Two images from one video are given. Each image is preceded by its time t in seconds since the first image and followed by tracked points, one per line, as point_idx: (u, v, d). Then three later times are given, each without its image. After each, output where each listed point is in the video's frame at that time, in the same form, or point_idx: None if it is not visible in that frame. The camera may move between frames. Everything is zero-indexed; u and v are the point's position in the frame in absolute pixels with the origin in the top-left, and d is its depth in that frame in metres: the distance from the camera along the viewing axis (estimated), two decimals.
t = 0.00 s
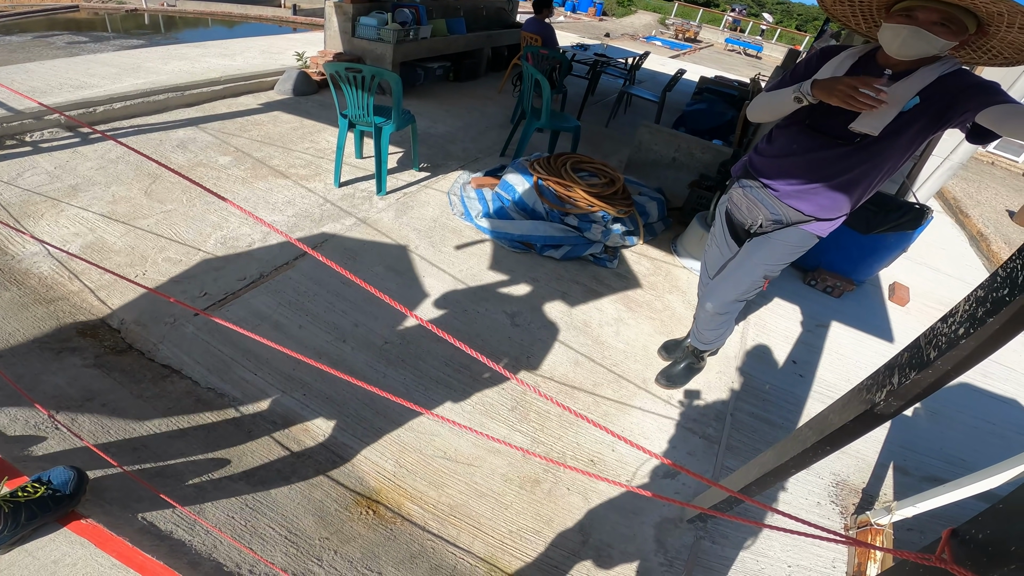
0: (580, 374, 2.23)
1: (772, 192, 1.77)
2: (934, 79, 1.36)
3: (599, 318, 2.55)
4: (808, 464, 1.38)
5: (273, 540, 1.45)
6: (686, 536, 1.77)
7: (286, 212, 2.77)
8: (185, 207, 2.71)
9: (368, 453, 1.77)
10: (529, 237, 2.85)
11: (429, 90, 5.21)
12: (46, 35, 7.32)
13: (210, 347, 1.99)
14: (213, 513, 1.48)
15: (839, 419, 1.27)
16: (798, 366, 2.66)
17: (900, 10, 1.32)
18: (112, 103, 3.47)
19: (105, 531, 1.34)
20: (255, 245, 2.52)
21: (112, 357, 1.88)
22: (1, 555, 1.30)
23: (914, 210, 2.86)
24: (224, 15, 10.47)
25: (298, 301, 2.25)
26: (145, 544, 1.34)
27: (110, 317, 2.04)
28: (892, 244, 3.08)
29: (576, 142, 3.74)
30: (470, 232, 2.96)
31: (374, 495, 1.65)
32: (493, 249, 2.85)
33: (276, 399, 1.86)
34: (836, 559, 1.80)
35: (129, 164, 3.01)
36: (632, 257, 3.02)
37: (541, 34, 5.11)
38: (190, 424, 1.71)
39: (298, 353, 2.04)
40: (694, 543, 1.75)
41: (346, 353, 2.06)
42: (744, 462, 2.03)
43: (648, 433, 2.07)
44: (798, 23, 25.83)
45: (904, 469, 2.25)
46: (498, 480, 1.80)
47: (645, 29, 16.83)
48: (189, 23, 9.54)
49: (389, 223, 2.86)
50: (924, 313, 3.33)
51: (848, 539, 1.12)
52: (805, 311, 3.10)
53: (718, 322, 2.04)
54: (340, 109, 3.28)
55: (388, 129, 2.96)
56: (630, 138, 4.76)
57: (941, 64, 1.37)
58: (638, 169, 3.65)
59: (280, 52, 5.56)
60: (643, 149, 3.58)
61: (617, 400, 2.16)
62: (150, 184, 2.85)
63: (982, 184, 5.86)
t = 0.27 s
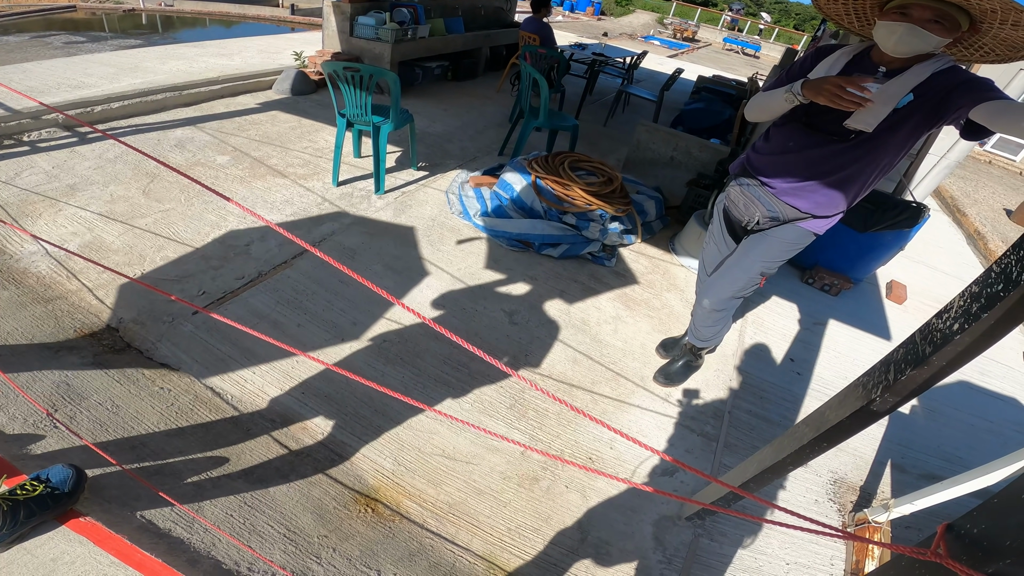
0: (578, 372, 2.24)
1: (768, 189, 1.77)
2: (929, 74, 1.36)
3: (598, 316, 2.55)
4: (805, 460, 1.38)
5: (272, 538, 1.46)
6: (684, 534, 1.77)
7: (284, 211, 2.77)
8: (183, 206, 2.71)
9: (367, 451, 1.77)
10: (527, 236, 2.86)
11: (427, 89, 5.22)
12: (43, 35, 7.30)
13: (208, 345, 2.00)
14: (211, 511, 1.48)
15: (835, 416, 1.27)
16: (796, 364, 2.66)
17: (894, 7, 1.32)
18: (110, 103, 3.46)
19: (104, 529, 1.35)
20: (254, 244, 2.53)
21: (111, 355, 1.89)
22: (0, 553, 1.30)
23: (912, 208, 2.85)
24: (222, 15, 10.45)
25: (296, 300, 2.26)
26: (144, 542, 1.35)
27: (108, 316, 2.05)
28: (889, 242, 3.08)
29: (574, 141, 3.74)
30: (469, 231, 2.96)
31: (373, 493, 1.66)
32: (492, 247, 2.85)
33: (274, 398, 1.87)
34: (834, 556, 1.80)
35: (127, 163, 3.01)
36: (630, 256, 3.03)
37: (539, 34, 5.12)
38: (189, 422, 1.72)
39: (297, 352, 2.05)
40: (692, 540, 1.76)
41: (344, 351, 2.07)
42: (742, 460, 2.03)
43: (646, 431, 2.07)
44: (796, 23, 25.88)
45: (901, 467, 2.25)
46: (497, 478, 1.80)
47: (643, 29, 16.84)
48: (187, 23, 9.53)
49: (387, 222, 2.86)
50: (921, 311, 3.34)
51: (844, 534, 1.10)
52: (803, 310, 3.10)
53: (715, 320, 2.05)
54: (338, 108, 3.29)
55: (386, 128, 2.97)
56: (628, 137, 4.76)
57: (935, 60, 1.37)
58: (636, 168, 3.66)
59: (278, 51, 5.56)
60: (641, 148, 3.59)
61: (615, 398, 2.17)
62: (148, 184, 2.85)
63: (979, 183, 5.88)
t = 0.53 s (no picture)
0: (577, 371, 2.24)
1: (767, 189, 1.77)
2: (927, 73, 1.36)
3: (596, 316, 2.56)
4: (803, 458, 1.38)
5: (272, 536, 1.46)
6: (683, 532, 1.78)
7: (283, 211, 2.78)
8: (182, 206, 2.71)
9: (366, 450, 1.78)
10: (526, 235, 2.87)
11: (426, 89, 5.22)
12: (41, 35, 7.29)
13: (208, 345, 2.01)
14: (211, 510, 1.49)
15: (833, 413, 1.28)
16: (794, 362, 2.67)
17: (889, 8, 1.34)
18: (108, 103, 3.47)
19: (104, 527, 1.35)
20: (253, 244, 2.53)
21: (110, 355, 1.89)
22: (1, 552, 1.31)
23: (909, 208, 2.84)
24: (220, 15, 10.45)
25: (296, 299, 2.26)
26: (144, 540, 1.35)
27: (108, 315, 2.05)
28: (887, 241, 3.09)
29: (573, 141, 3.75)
30: (467, 230, 2.96)
31: (372, 492, 1.66)
32: (491, 247, 2.86)
33: (273, 397, 1.88)
34: (832, 555, 1.81)
35: (126, 163, 3.02)
36: (628, 255, 3.03)
37: (538, 33, 5.12)
38: (189, 422, 1.73)
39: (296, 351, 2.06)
40: (690, 538, 1.76)
41: (343, 350, 2.07)
42: (740, 458, 2.04)
43: (645, 429, 2.08)
44: (794, 22, 25.92)
45: (899, 465, 2.26)
46: (496, 477, 1.81)
47: (642, 29, 16.86)
48: (185, 23, 9.52)
49: (386, 222, 2.86)
50: (919, 310, 3.35)
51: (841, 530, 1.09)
52: (801, 309, 3.11)
53: (714, 319, 2.06)
54: (337, 108, 3.29)
55: (385, 128, 2.97)
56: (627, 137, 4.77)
57: (932, 60, 1.37)
58: (635, 167, 3.67)
59: (276, 51, 5.56)
60: (639, 148, 3.59)
61: (614, 397, 2.18)
62: (147, 183, 2.85)
63: (976, 182, 5.90)
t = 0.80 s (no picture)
0: (575, 370, 2.25)
1: (767, 189, 1.77)
2: (926, 74, 1.38)
3: (595, 315, 2.56)
4: (800, 457, 1.39)
5: (272, 535, 1.47)
6: (682, 531, 1.79)
7: (283, 211, 2.78)
8: (181, 206, 2.71)
9: (366, 449, 1.78)
10: (525, 235, 2.87)
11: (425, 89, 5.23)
12: (39, 36, 7.28)
13: (208, 345, 2.01)
14: (211, 509, 1.49)
15: (830, 412, 1.28)
16: (792, 361, 2.68)
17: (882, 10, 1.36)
18: (107, 103, 3.47)
19: (105, 527, 1.35)
20: (252, 244, 2.53)
21: (110, 355, 1.90)
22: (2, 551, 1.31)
23: (908, 206, 2.86)
24: (219, 15, 10.44)
25: (295, 299, 2.27)
26: (145, 539, 1.35)
27: (108, 316, 2.06)
28: (885, 241, 3.10)
29: (571, 140, 3.76)
30: (467, 230, 2.97)
31: (372, 491, 1.67)
32: (490, 247, 2.86)
33: (273, 396, 1.88)
34: (831, 553, 1.82)
35: (125, 164, 3.02)
36: (627, 255, 3.04)
37: (537, 33, 5.13)
38: (189, 421, 1.73)
39: (296, 350, 2.06)
40: (689, 537, 1.77)
41: (342, 350, 2.08)
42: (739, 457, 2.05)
43: (643, 428, 2.08)
44: (793, 22, 25.94)
45: (897, 464, 2.27)
46: (495, 476, 1.81)
47: (641, 28, 16.86)
48: (183, 24, 9.51)
49: (385, 222, 2.87)
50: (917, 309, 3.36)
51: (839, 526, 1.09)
52: (799, 308, 3.12)
53: (714, 319, 2.06)
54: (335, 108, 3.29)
55: (384, 128, 2.98)
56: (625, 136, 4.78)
57: (929, 61, 1.39)
58: (634, 167, 3.67)
59: (275, 51, 5.56)
60: (638, 147, 3.60)
61: (613, 396, 2.18)
62: (146, 184, 2.85)
63: (974, 181, 5.92)
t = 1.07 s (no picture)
0: (574, 369, 2.25)
1: (766, 189, 1.78)
2: (924, 74, 1.39)
3: (594, 314, 2.57)
4: (799, 454, 1.39)
5: (271, 534, 1.47)
6: (681, 529, 1.79)
7: (281, 210, 2.78)
8: (180, 206, 2.71)
9: (365, 448, 1.78)
10: (524, 235, 2.88)
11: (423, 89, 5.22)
12: (37, 36, 7.26)
13: (206, 344, 2.02)
14: (211, 507, 1.49)
15: (828, 409, 1.28)
16: (791, 360, 2.68)
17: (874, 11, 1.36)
18: (105, 104, 3.46)
19: (105, 526, 1.35)
20: (251, 243, 2.53)
21: (109, 355, 1.90)
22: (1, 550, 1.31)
23: (905, 204, 2.94)
24: (217, 15, 10.43)
25: (294, 298, 2.27)
26: (144, 538, 1.36)
27: (107, 316, 2.06)
28: (883, 239, 3.11)
29: (570, 139, 3.76)
30: (465, 229, 2.97)
31: (372, 491, 1.67)
32: (488, 246, 2.87)
33: (272, 395, 1.88)
34: (830, 551, 1.82)
35: (123, 164, 3.01)
36: (626, 254, 3.04)
37: (535, 33, 5.13)
38: (188, 420, 1.73)
39: (295, 350, 2.06)
40: (689, 535, 1.77)
41: (341, 349, 2.08)
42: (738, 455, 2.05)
43: (644, 427, 2.08)
44: (791, 21, 25.99)
45: (896, 462, 2.27)
46: (495, 474, 1.82)
47: (639, 28, 16.88)
48: (181, 24, 9.50)
49: (384, 221, 2.87)
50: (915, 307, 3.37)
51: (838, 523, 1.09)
52: (798, 306, 3.13)
53: (713, 318, 2.07)
54: (334, 108, 3.29)
55: (382, 127, 2.98)
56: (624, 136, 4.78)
57: (926, 60, 1.39)
58: (632, 166, 3.68)
59: (273, 51, 5.56)
60: (636, 146, 3.61)
61: (612, 395, 2.18)
62: (144, 184, 2.85)
63: (972, 180, 5.92)
